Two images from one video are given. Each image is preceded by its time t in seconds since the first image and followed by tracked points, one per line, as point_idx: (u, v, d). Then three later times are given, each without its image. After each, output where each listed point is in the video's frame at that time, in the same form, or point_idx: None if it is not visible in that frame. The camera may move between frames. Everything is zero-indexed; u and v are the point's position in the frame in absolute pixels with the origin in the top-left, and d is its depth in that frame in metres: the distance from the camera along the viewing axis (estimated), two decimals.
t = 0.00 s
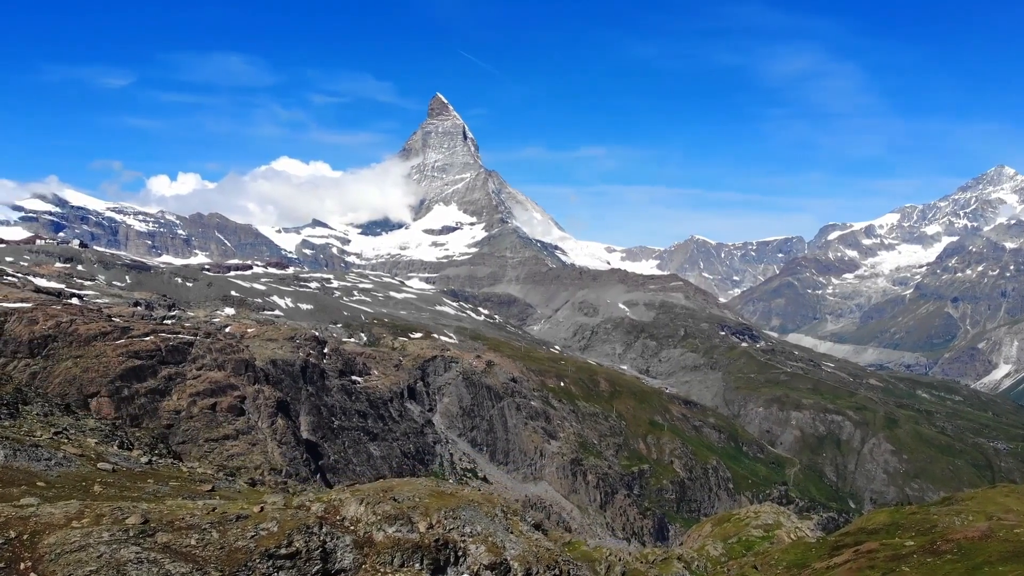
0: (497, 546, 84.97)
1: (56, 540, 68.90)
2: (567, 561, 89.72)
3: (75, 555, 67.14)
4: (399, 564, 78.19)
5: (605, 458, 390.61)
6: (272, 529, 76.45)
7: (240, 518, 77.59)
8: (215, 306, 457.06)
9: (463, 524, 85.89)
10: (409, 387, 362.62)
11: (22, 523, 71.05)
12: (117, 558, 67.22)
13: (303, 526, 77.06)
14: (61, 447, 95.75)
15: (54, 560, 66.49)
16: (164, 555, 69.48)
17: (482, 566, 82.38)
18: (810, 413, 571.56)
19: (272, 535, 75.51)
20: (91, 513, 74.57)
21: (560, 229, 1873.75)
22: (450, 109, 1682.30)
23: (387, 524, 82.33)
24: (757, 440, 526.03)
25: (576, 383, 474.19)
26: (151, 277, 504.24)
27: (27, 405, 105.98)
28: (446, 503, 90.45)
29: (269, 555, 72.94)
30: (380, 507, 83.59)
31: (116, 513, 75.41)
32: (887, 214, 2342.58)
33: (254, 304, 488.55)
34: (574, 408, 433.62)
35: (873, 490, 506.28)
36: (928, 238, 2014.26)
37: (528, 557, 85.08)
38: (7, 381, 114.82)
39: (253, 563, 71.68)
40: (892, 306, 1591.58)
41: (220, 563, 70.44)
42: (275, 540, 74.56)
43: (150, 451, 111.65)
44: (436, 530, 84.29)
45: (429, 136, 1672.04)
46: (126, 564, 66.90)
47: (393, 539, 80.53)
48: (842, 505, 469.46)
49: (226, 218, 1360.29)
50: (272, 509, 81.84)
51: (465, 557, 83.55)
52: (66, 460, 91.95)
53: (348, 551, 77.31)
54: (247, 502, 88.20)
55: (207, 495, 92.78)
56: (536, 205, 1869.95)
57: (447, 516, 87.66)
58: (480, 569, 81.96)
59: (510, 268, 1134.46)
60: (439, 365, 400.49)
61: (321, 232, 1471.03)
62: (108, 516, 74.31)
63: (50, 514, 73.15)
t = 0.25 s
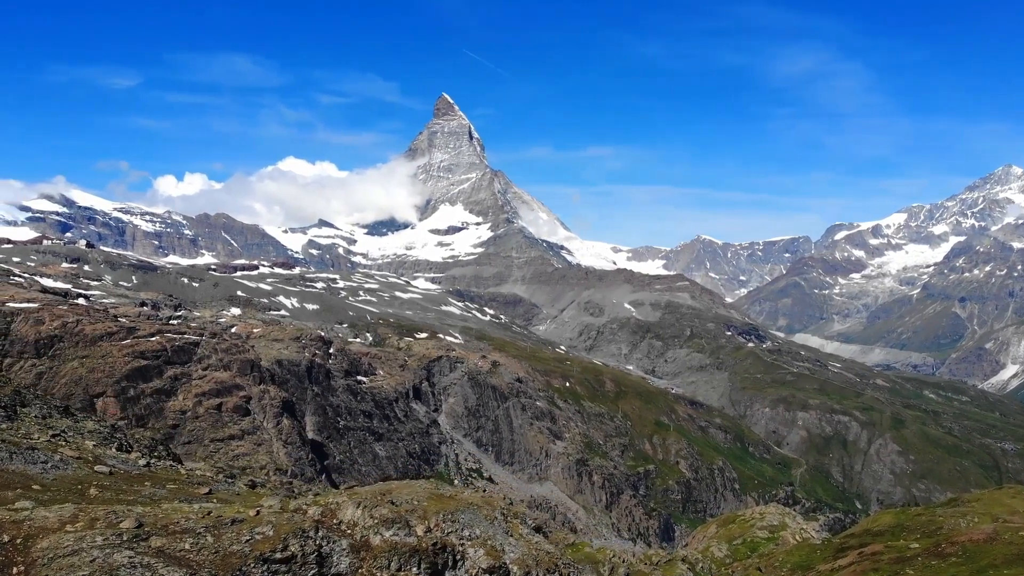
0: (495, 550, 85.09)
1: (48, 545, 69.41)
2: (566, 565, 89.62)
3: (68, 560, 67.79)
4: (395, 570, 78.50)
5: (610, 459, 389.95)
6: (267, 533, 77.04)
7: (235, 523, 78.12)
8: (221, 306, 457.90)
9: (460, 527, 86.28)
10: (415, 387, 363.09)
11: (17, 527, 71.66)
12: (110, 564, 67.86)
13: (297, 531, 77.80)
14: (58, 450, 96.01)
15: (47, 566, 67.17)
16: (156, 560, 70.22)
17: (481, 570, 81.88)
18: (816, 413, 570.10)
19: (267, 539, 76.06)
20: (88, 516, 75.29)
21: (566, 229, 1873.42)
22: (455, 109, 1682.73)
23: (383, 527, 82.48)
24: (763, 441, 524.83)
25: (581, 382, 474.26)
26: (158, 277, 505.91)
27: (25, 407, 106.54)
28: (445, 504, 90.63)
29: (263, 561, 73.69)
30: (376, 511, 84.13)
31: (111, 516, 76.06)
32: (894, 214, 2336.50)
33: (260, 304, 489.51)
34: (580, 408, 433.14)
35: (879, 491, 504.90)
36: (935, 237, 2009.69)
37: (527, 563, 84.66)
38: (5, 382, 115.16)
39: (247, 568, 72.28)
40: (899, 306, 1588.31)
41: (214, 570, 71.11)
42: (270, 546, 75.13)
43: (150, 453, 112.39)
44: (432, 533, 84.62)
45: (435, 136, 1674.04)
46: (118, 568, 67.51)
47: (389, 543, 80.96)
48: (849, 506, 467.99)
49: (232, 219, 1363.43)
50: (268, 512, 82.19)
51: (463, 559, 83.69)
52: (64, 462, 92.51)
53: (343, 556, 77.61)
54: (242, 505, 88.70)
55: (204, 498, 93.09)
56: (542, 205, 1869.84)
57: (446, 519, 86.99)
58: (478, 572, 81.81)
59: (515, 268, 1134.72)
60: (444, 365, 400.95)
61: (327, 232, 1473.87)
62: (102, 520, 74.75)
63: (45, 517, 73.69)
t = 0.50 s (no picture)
0: (493, 553, 84.77)
1: (41, 549, 69.81)
2: (566, 567, 89.33)
3: (60, 564, 68.02)
4: (390, 573, 78.31)
5: (616, 459, 389.08)
6: (261, 537, 77.26)
7: (229, 528, 78.36)
8: (227, 306, 458.77)
9: (458, 531, 86.06)
10: (420, 387, 363.26)
11: (11, 531, 72.03)
12: (102, 567, 67.97)
13: (291, 536, 77.86)
14: (54, 453, 96.57)
15: (39, 568, 67.41)
16: (147, 564, 70.34)
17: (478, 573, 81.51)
18: (822, 413, 568.61)
19: (261, 544, 76.28)
20: (82, 520, 75.52)
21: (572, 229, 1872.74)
22: (461, 109, 1683.32)
23: (379, 531, 82.53)
24: (769, 442, 523.56)
25: (587, 383, 473.91)
26: (164, 277, 507.18)
27: (22, 411, 107.09)
28: (443, 508, 90.48)
29: (257, 565, 73.87)
30: (372, 515, 84.02)
31: (104, 520, 76.28)
32: (902, 213, 2329.95)
33: (266, 304, 490.32)
34: (585, 408, 432.57)
35: (886, 491, 503.27)
36: (943, 237, 2006.32)
37: (526, 566, 84.17)
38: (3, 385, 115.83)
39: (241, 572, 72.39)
40: (906, 306, 1583.84)
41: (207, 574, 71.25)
42: (264, 550, 75.41)
43: (148, 455, 112.67)
44: (429, 537, 84.45)
45: (440, 136, 1675.18)
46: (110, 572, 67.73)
47: (384, 547, 80.76)
48: (855, 506, 466.67)
49: (239, 219, 1366.67)
50: (263, 517, 82.41)
51: (461, 563, 83.48)
52: (60, 465, 92.94)
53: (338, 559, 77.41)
54: (238, 509, 88.76)
55: (200, 501, 93.39)
56: (548, 205, 1869.74)
57: (443, 523, 86.58)
58: None
59: (521, 268, 1134.63)
60: (450, 365, 401.14)
61: (333, 232, 1476.44)
62: (95, 524, 74.93)
63: (38, 521, 73.96)
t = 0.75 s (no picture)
0: (490, 558, 84.73)
1: (32, 554, 69.87)
2: (565, 571, 89.76)
3: (51, 568, 68.21)
4: None
5: (622, 460, 388.40)
6: (255, 542, 77.40)
7: (221, 533, 78.33)
8: (234, 306, 459.33)
9: (455, 536, 86.16)
10: (426, 387, 363.61)
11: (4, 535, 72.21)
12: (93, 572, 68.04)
13: (285, 541, 77.89)
14: (49, 456, 96.70)
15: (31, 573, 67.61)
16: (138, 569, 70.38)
17: None
18: (830, 414, 566.78)
19: (254, 549, 76.36)
20: (74, 524, 75.64)
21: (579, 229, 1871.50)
22: (468, 109, 1684.22)
23: (375, 535, 82.51)
24: (776, 442, 522.02)
25: (593, 383, 473.49)
26: (171, 278, 508.47)
27: (19, 414, 107.53)
28: (441, 512, 90.61)
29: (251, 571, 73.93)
30: (368, 519, 84.13)
31: (96, 525, 76.35)
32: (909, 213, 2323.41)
33: (272, 304, 491.17)
34: (591, 409, 431.94)
35: (893, 492, 501.58)
36: (951, 237, 2003.77)
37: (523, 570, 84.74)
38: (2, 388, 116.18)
39: None
40: (914, 306, 1579.29)
41: None
42: (257, 556, 75.56)
43: (147, 458, 112.85)
44: (426, 541, 84.58)
45: (447, 136, 1676.35)
46: None
47: (380, 552, 80.84)
48: (862, 507, 465.23)
49: (246, 219, 1369.49)
50: (257, 521, 82.28)
51: (459, 568, 83.50)
52: (56, 469, 93.17)
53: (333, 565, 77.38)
54: (233, 514, 88.72)
55: (195, 505, 93.54)
56: (554, 205, 1869.37)
57: (441, 528, 87.04)
58: None
59: (528, 268, 1134.63)
60: (456, 365, 401.21)
61: (340, 232, 1478.84)
62: (86, 529, 74.90)
63: (30, 527, 74.05)
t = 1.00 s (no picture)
0: (488, 562, 84.56)
1: (24, 559, 70.00)
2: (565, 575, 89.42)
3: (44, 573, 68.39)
4: None
5: (627, 460, 387.85)
6: (249, 547, 77.25)
7: (216, 536, 78.28)
8: (239, 307, 460.07)
9: (452, 539, 86.09)
10: (431, 388, 363.77)
11: None
12: None
13: (279, 545, 77.77)
14: (45, 459, 96.94)
15: None
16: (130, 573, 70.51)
17: None
18: (835, 414, 565.16)
19: (248, 554, 76.33)
20: (66, 529, 75.73)
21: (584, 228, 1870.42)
22: (473, 109, 1684.34)
23: (372, 539, 82.43)
24: (782, 442, 521.13)
25: (598, 383, 473.19)
26: (177, 277, 510.00)
27: (17, 415, 108.06)
28: (438, 515, 90.67)
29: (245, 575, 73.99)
30: (364, 523, 83.90)
31: (89, 529, 76.47)
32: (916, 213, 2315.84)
33: (278, 304, 491.98)
34: (596, 409, 431.41)
35: (899, 493, 500.16)
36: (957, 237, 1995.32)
37: (521, 572, 84.54)
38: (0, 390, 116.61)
39: None
40: (920, 306, 1574.26)
41: None
42: (251, 560, 75.52)
43: (146, 460, 113.09)
44: (422, 545, 84.43)
45: (452, 136, 1676.69)
46: None
47: (376, 555, 80.70)
48: (868, 508, 463.98)
49: (251, 219, 1371.94)
50: (251, 525, 82.16)
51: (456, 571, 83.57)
52: (52, 472, 93.47)
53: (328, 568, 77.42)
54: (229, 516, 88.70)
55: (191, 508, 93.66)
56: (559, 205, 1869.17)
57: (438, 531, 87.06)
58: None
59: (533, 268, 1134.42)
60: (461, 366, 401.27)
61: (346, 232, 1480.69)
62: (79, 533, 74.98)
63: (23, 531, 74.17)
